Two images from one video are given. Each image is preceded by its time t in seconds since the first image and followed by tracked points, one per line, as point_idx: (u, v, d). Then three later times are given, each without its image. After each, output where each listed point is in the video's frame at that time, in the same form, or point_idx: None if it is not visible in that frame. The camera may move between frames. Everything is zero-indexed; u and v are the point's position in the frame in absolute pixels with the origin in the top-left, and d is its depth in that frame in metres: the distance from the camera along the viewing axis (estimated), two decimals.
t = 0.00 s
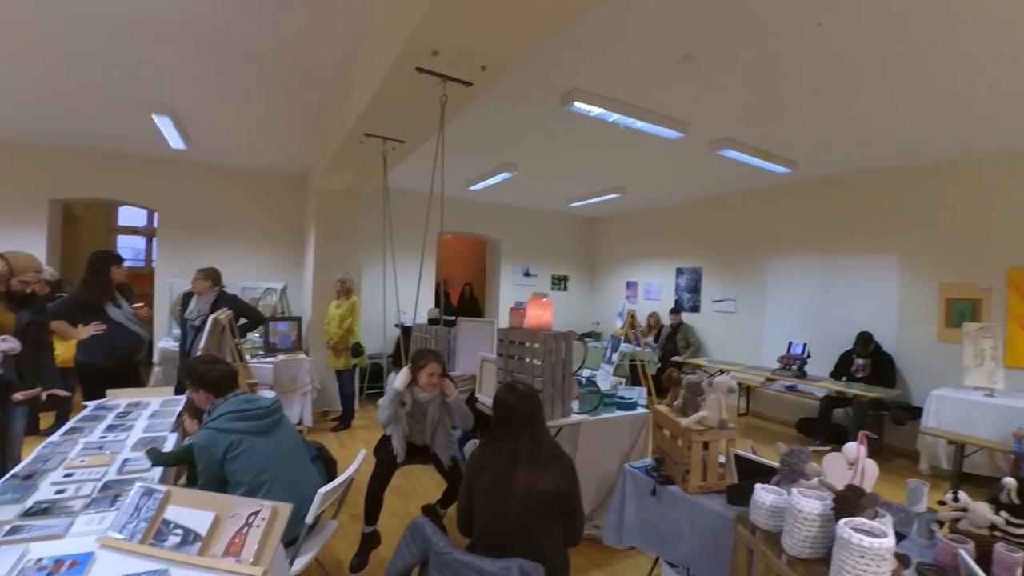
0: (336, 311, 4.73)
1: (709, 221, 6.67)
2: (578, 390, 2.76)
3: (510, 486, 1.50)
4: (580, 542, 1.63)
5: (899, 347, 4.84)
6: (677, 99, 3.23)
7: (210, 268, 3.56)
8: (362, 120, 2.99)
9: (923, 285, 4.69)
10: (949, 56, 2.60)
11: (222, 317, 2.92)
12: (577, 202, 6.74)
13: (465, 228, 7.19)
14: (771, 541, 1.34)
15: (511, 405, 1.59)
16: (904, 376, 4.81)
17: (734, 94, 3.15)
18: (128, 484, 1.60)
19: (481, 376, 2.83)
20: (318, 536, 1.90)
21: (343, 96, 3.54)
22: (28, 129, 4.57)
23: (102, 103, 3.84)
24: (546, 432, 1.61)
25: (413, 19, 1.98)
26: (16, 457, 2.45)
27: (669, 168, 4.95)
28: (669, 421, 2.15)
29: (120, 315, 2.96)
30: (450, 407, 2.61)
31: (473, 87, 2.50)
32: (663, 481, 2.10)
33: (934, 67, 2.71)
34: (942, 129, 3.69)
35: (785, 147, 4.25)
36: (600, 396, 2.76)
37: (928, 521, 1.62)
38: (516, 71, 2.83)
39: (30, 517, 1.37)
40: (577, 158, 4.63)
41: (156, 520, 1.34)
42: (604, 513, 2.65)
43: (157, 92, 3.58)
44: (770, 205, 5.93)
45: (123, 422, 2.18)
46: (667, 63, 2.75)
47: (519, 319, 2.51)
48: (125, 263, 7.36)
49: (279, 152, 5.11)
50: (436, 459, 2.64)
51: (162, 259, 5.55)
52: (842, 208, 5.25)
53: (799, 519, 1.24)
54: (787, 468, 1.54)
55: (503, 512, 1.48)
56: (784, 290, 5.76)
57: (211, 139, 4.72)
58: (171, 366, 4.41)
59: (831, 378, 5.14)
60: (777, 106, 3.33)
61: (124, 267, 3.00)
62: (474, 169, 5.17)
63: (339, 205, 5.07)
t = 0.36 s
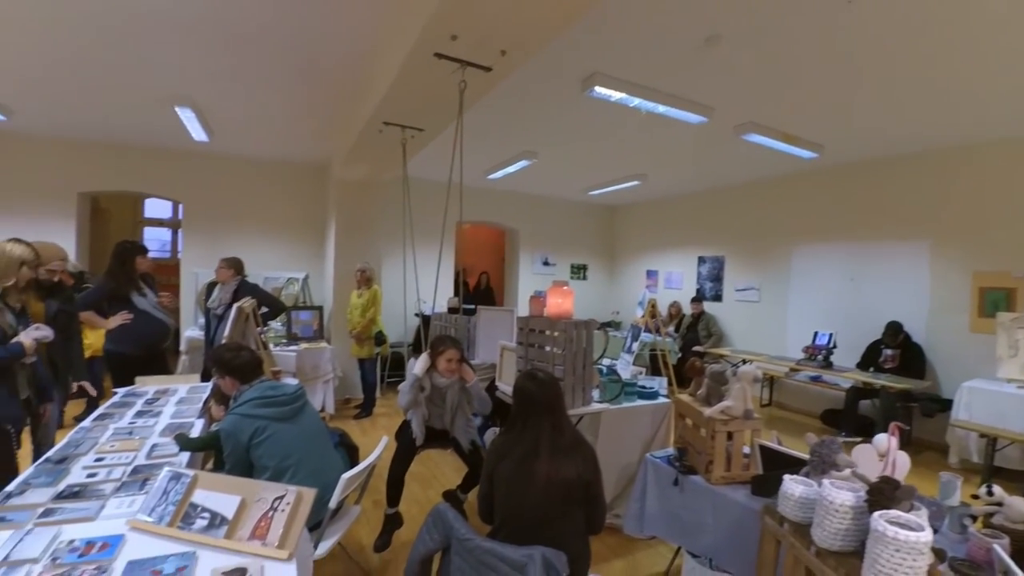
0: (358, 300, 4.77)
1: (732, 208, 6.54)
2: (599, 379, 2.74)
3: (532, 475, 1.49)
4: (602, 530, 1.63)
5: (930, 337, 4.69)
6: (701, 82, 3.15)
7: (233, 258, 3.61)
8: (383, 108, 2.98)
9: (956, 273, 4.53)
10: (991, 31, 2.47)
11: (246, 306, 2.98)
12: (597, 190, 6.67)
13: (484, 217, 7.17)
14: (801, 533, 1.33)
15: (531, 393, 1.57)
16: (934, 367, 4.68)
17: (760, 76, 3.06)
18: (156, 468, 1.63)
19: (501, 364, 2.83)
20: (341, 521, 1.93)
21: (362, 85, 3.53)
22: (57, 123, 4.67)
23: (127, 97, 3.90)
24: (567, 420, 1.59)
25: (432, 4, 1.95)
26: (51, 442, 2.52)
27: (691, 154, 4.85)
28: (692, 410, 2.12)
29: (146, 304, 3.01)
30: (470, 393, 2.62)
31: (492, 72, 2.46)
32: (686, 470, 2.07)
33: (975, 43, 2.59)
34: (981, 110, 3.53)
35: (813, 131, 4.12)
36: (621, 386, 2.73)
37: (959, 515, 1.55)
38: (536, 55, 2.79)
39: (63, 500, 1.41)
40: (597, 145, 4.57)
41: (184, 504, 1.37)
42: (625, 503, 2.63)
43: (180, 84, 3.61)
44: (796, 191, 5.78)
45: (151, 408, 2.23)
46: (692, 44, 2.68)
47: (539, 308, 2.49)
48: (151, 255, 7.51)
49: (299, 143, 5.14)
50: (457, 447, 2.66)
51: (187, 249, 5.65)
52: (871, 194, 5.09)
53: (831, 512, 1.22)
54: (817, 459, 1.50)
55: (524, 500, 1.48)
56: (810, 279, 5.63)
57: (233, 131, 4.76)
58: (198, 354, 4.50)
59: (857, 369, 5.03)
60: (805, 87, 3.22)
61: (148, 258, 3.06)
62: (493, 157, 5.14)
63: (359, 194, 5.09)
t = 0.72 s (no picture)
0: (378, 287, 4.80)
1: (755, 192, 6.40)
2: (619, 364, 2.72)
3: (553, 459, 1.48)
4: (624, 515, 1.62)
5: (961, 325, 4.56)
6: (725, 62, 3.07)
7: (253, 245, 3.65)
8: (400, 93, 2.96)
9: (990, 259, 4.37)
10: None
11: (268, 292, 3.01)
12: (616, 175, 6.59)
13: (502, 204, 7.14)
14: (829, 520, 1.31)
15: (553, 378, 1.55)
16: (964, 356, 4.55)
17: (787, 55, 2.96)
18: (183, 450, 1.67)
19: (520, 349, 2.82)
20: (363, 503, 1.95)
21: (379, 71, 3.51)
22: (82, 115, 4.75)
23: (149, 87, 3.93)
24: (588, 404, 1.57)
25: None
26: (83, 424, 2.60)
27: (714, 137, 4.74)
28: (714, 396, 2.09)
29: (168, 290, 3.06)
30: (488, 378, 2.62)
31: (511, 54, 2.42)
32: (707, 457, 2.05)
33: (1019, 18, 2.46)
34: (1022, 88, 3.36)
35: (841, 112, 3.99)
36: (641, 371, 2.71)
37: (990, 505, 1.48)
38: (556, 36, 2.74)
39: (93, 480, 1.45)
40: (616, 129, 4.49)
41: (211, 484, 1.39)
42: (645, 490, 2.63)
43: (199, 73, 3.63)
44: (822, 174, 5.62)
45: (178, 392, 2.27)
46: (717, 23, 2.60)
47: (558, 293, 2.48)
48: (175, 243, 7.65)
49: (318, 131, 5.15)
50: (475, 431, 2.67)
51: (210, 236, 5.74)
52: (901, 177, 4.93)
53: (862, 499, 1.19)
54: (846, 446, 1.48)
55: (546, 484, 1.47)
56: (835, 264, 5.50)
57: (253, 119, 4.79)
58: (222, 339, 4.59)
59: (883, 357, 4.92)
60: (834, 67, 3.11)
61: (170, 245, 3.10)
62: (511, 142, 5.09)
63: (377, 181, 5.10)
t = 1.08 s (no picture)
0: (397, 274, 4.83)
1: (779, 177, 6.25)
2: (640, 351, 2.70)
3: (576, 445, 1.47)
4: (645, 500, 1.61)
5: (993, 313, 4.42)
6: (750, 41, 2.97)
7: (274, 232, 3.68)
8: (419, 78, 2.93)
9: None
10: None
11: (290, 278, 3.04)
12: (635, 160, 6.50)
13: (520, 190, 7.11)
14: (858, 508, 1.29)
15: (576, 363, 1.54)
16: (996, 344, 4.41)
17: (816, 34, 2.85)
18: (211, 432, 1.70)
19: (540, 336, 2.82)
20: (385, 486, 1.98)
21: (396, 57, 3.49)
22: (106, 105, 4.82)
23: (170, 76, 3.97)
24: (611, 390, 1.56)
25: None
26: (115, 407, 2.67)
27: (737, 119, 4.63)
28: (738, 383, 2.06)
29: (192, 277, 3.09)
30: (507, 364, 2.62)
31: (531, 36, 2.36)
32: (729, 444, 2.02)
33: None
34: None
35: (870, 92, 3.86)
36: (662, 358, 2.69)
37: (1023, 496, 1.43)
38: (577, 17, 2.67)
39: (125, 461, 1.48)
40: (637, 112, 4.42)
41: (239, 466, 1.42)
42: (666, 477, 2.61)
43: (219, 62, 3.65)
44: (849, 157, 5.47)
45: (204, 376, 2.32)
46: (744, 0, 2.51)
47: (578, 279, 2.46)
48: (198, 231, 7.78)
49: (337, 118, 5.16)
50: (494, 417, 2.68)
51: (233, 224, 5.82)
52: (933, 160, 4.76)
53: (893, 486, 1.17)
54: (877, 434, 1.46)
55: (568, 469, 1.47)
56: (862, 250, 5.36)
57: (272, 107, 4.81)
58: (246, 325, 4.67)
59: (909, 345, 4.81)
60: (866, 45, 2.98)
61: (194, 232, 3.14)
62: (530, 127, 5.05)
63: (396, 168, 5.11)
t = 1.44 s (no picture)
0: (418, 264, 4.85)
1: (806, 165, 6.10)
2: (663, 342, 2.68)
3: (600, 435, 1.46)
4: (669, 491, 1.60)
5: None
6: (778, 25, 2.89)
7: (296, 223, 3.72)
8: (440, 67, 2.90)
9: None
10: None
11: (315, 268, 3.08)
12: (657, 148, 6.40)
13: (540, 180, 7.08)
14: (892, 505, 1.26)
15: (600, 352, 1.53)
16: None
17: (848, 16, 2.76)
18: (239, 419, 1.74)
19: (561, 326, 2.81)
20: (409, 474, 2.00)
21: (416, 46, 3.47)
22: (133, 99, 4.91)
23: (196, 70, 4.02)
24: (635, 380, 1.55)
25: None
26: (146, 393, 2.75)
27: (763, 105, 4.52)
28: (764, 375, 2.02)
29: (220, 268, 3.16)
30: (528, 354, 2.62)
31: (554, 22, 2.31)
32: (754, 437, 2.00)
33: None
34: None
35: (904, 76, 3.72)
36: (686, 349, 2.66)
37: None
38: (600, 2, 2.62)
39: (158, 446, 1.52)
40: (660, 99, 4.35)
41: (268, 451, 1.45)
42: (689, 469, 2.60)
43: (241, 55, 3.68)
44: (880, 144, 5.30)
45: (232, 364, 2.37)
46: None
47: (601, 269, 2.43)
48: (223, 223, 7.92)
49: (357, 109, 5.17)
50: (516, 408, 2.69)
51: (257, 216, 5.91)
52: (969, 146, 4.58)
53: (929, 481, 1.14)
54: (912, 428, 1.42)
55: (592, 459, 1.46)
56: (892, 240, 5.22)
57: (293, 99, 4.84)
58: (270, 315, 4.75)
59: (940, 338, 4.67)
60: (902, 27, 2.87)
61: (220, 223, 3.19)
62: (551, 116, 5.01)
63: (416, 158, 5.11)
